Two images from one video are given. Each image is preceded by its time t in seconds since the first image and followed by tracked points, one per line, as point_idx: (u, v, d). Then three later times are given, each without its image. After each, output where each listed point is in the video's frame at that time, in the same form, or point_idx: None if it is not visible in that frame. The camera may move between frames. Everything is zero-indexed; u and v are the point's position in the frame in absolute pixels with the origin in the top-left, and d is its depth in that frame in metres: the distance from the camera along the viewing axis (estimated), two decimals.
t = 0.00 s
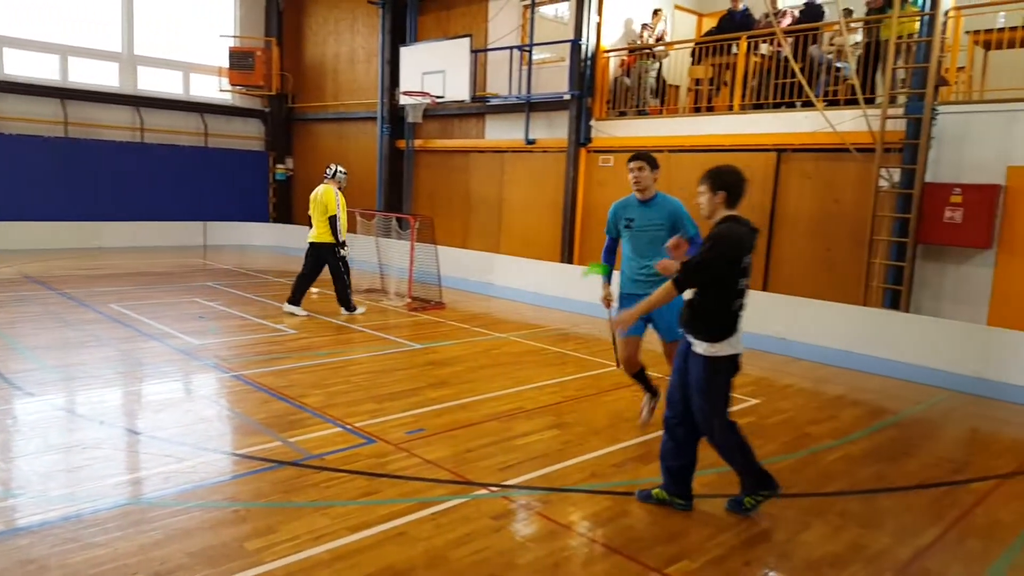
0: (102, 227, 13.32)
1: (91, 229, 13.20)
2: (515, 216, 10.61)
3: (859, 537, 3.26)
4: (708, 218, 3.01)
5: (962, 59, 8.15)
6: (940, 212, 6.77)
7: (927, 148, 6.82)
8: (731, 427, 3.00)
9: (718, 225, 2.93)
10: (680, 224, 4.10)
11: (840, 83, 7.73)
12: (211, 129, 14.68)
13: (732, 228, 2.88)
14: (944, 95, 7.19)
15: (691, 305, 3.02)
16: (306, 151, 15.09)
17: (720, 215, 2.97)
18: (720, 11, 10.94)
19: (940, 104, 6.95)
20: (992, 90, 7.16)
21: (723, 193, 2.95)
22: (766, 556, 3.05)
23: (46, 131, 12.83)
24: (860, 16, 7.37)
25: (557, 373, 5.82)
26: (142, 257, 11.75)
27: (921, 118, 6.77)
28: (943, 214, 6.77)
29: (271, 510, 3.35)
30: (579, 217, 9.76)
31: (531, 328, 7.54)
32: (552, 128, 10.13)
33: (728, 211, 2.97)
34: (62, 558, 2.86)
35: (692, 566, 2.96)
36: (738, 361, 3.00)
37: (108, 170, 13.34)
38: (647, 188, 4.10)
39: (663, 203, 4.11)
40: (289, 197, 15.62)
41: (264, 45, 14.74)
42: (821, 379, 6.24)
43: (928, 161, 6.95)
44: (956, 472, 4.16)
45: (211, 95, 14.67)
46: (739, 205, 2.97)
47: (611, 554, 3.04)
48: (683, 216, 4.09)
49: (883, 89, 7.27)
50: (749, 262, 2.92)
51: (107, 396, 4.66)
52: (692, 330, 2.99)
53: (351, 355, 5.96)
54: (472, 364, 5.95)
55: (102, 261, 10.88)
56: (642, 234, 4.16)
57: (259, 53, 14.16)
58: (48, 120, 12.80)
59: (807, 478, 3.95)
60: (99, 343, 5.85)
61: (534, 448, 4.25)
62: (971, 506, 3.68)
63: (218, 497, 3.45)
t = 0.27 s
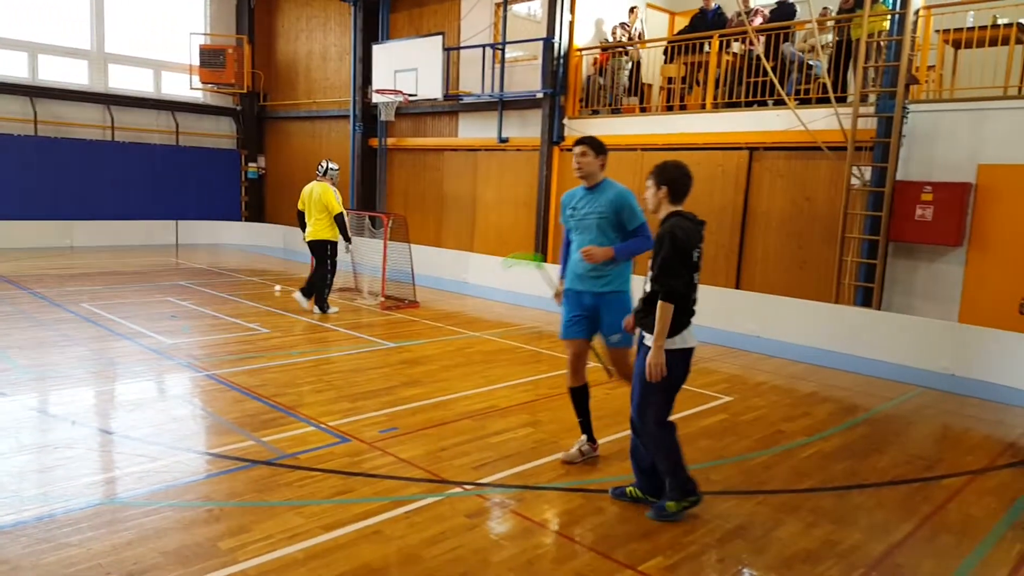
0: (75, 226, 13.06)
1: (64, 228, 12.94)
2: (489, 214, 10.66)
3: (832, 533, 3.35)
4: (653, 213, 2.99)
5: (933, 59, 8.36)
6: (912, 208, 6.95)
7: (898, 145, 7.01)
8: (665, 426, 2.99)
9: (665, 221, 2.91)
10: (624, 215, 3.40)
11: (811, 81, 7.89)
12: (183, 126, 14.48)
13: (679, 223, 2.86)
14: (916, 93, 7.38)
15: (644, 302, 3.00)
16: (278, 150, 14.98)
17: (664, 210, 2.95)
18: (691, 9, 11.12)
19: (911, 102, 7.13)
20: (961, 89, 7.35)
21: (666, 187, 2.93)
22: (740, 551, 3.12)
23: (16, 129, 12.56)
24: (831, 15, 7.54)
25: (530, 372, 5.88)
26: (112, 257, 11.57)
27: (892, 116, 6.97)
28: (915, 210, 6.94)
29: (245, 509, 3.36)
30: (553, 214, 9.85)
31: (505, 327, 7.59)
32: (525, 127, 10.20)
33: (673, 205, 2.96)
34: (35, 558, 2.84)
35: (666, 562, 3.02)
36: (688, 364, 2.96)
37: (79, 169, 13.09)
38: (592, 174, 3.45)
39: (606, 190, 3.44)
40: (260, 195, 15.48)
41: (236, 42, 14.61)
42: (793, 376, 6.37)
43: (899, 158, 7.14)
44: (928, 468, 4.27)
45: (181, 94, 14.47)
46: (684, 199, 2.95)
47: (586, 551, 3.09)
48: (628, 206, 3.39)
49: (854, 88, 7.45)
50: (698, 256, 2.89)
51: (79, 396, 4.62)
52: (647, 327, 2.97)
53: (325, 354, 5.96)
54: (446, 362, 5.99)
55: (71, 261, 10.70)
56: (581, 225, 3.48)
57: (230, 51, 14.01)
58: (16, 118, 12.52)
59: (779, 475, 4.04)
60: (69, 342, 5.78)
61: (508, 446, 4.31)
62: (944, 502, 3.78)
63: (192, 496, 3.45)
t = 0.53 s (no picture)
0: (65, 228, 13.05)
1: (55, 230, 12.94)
2: (478, 213, 10.69)
3: (824, 533, 3.40)
4: (625, 212, 3.05)
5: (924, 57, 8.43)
6: (904, 207, 7.02)
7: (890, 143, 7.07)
8: (633, 421, 3.11)
9: (637, 219, 2.96)
10: (581, 211, 3.25)
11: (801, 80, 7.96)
12: (173, 127, 14.43)
13: (650, 220, 2.90)
14: (908, 90, 7.47)
15: (624, 301, 3.06)
16: (267, 150, 14.95)
17: (637, 209, 3.01)
18: (681, 8, 11.22)
19: (902, 100, 7.21)
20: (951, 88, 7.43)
21: (637, 186, 2.98)
22: (733, 551, 3.17)
23: (7, 131, 12.49)
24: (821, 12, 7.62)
25: (521, 371, 5.92)
26: (103, 257, 11.53)
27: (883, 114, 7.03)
28: (906, 209, 7.02)
29: (238, 508, 3.38)
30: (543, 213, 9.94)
31: (497, 326, 7.63)
32: (514, 126, 10.25)
33: (645, 203, 3.01)
34: (30, 557, 2.86)
35: (658, 560, 3.06)
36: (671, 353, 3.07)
37: (70, 170, 13.02)
38: (548, 167, 3.29)
39: (563, 185, 3.28)
40: (250, 195, 15.44)
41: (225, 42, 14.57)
42: (783, 374, 6.43)
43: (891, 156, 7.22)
44: (922, 468, 4.33)
45: (172, 95, 14.40)
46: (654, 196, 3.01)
47: (579, 550, 3.13)
48: (585, 202, 3.24)
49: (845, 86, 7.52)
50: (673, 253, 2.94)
51: (72, 396, 4.62)
52: (628, 326, 3.03)
53: (316, 354, 5.98)
54: (438, 362, 6.02)
55: (61, 261, 10.67)
56: (536, 220, 3.33)
57: (220, 52, 13.92)
58: (8, 120, 12.46)
59: (771, 475, 4.09)
60: (62, 342, 5.78)
61: (499, 445, 4.35)
62: (938, 502, 3.83)
63: (185, 496, 3.47)
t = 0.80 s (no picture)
0: (80, 226, 13.22)
1: (72, 228, 13.13)
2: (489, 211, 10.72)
3: (840, 535, 3.39)
4: (619, 210, 3.04)
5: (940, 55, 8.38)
6: (921, 206, 7.00)
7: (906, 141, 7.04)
8: (630, 418, 3.08)
9: (630, 219, 2.95)
10: (541, 216, 2.94)
11: (816, 78, 7.93)
12: (188, 127, 14.53)
13: (643, 221, 2.90)
14: (924, 88, 7.44)
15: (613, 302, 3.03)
16: (280, 150, 15.03)
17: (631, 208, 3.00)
18: (693, 6, 11.21)
19: (919, 98, 7.16)
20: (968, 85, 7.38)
21: (632, 185, 2.97)
22: (747, 552, 3.17)
23: (25, 131, 12.64)
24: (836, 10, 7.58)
25: (533, 370, 5.94)
26: (119, 256, 11.64)
27: (900, 112, 7.00)
28: (923, 208, 7.00)
29: (253, 504, 3.41)
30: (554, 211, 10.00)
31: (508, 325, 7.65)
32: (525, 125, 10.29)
33: (639, 202, 3.01)
34: (49, 550, 2.90)
35: (671, 561, 3.07)
36: (665, 353, 3.09)
37: (86, 169, 13.18)
38: (510, 165, 3.00)
39: (527, 185, 2.98)
40: (263, 194, 15.54)
41: (239, 43, 14.67)
42: (796, 374, 6.41)
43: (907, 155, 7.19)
44: (939, 471, 4.31)
45: (187, 95, 14.51)
46: (649, 196, 3.00)
47: (591, 549, 3.14)
48: (544, 206, 2.93)
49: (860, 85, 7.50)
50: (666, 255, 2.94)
51: (89, 392, 4.68)
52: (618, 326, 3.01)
53: (329, 352, 6.02)
54: (449, 360, 6.04)
55: (77, 260, 10.78)
56: (495, 223, 3.05)
57: (233, 52, 14.02)
58: (27, 119, 12.60)
59: (785, 477, 4.09)
60: (79, 339, 5.85)
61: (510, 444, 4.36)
62: (956, 505, 3.81)
63: (200, 491, 3.51)
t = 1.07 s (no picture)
0: (116, 224, 13.57)
1: (109, 226, 13.47)
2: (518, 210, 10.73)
3: (872, 539, 3.33)
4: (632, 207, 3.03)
5: (979, 50, 8.18)
6: (959, 205, 6.85)
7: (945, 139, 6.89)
8: (644, 421, 3.04)
9: (642, 216, 2.94)
10: (502, 214, 2.77)
11: (851, 74, 7.79)
12: (221, 126, 14.78)
13: (654, 218, 2.89)
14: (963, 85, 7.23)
15: (622, 300, 3.01)
16: (311, 148, 15.20)
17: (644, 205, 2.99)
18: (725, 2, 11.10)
19: (958, 96, 7.00)
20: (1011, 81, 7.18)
21: (646, 181, 2.96)
22: (776, 555, 3.13)
23: (64, 130, 13.05)
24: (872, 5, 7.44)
25: (559, 369, 5.93)
26: (154, 252, 11.88)
27: (937, 109, 6.85)
28: (962, 207, 6.84)
29: (283, 497, 3.46)
30: (582, 210, 9.98)
31: (535, 323, 7.65)
32: (554, 123, 10.28)
33: (652, 199, 2.99)
34: (86, 539, 2.97)
35: (698, 562, 3.04)
36: (671, 355, 3.08)
37: (123, 168, 13.50)
38: (472, 161, 2.85)
39: (490, 180, 2.82)
40: (294, 192, 15.73)
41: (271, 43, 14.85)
42: (828, 375, 6.32)
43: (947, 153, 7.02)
44: (976, 475, 4.21)
45: (220, 94, 14.73)
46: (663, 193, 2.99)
47: (618, 549, 3.12)
48: (505, 205, 2.76)
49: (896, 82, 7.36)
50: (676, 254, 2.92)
51: (125, 385, 4.78)
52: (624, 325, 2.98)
53: (358, 349, 6.07)
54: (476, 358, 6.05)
55: (114, 256, 11.02)
56: (461, 224, 2.91)
57: (265, 52, 14.21)
58: (67, 120, 13.01)
59: (815, 479, 4.03)
60: (116, 334, 5.98)
61: (537, 442, 4.36)
62: (994, 511, 3.72)
63: (230, 484, 3.56)
